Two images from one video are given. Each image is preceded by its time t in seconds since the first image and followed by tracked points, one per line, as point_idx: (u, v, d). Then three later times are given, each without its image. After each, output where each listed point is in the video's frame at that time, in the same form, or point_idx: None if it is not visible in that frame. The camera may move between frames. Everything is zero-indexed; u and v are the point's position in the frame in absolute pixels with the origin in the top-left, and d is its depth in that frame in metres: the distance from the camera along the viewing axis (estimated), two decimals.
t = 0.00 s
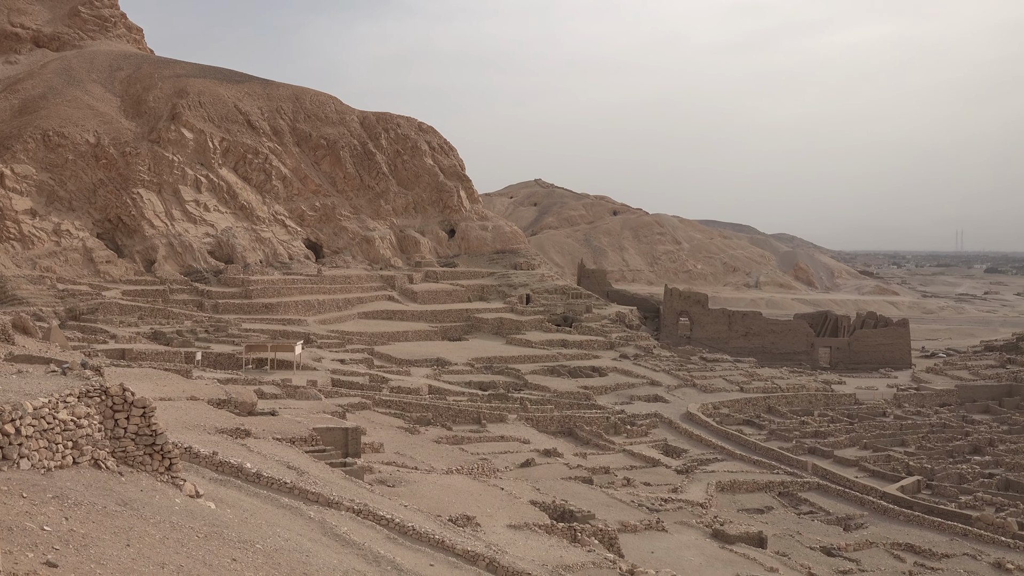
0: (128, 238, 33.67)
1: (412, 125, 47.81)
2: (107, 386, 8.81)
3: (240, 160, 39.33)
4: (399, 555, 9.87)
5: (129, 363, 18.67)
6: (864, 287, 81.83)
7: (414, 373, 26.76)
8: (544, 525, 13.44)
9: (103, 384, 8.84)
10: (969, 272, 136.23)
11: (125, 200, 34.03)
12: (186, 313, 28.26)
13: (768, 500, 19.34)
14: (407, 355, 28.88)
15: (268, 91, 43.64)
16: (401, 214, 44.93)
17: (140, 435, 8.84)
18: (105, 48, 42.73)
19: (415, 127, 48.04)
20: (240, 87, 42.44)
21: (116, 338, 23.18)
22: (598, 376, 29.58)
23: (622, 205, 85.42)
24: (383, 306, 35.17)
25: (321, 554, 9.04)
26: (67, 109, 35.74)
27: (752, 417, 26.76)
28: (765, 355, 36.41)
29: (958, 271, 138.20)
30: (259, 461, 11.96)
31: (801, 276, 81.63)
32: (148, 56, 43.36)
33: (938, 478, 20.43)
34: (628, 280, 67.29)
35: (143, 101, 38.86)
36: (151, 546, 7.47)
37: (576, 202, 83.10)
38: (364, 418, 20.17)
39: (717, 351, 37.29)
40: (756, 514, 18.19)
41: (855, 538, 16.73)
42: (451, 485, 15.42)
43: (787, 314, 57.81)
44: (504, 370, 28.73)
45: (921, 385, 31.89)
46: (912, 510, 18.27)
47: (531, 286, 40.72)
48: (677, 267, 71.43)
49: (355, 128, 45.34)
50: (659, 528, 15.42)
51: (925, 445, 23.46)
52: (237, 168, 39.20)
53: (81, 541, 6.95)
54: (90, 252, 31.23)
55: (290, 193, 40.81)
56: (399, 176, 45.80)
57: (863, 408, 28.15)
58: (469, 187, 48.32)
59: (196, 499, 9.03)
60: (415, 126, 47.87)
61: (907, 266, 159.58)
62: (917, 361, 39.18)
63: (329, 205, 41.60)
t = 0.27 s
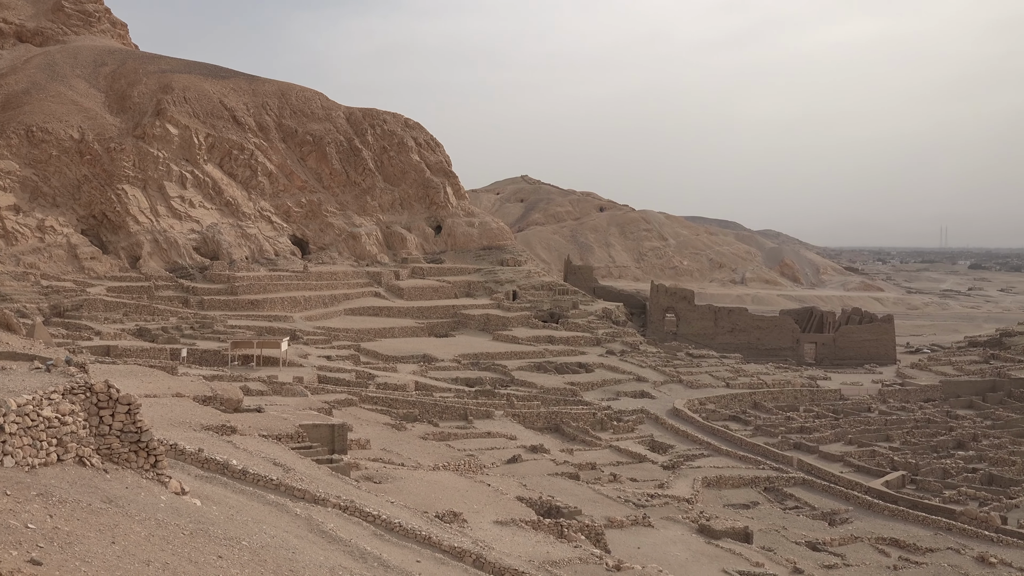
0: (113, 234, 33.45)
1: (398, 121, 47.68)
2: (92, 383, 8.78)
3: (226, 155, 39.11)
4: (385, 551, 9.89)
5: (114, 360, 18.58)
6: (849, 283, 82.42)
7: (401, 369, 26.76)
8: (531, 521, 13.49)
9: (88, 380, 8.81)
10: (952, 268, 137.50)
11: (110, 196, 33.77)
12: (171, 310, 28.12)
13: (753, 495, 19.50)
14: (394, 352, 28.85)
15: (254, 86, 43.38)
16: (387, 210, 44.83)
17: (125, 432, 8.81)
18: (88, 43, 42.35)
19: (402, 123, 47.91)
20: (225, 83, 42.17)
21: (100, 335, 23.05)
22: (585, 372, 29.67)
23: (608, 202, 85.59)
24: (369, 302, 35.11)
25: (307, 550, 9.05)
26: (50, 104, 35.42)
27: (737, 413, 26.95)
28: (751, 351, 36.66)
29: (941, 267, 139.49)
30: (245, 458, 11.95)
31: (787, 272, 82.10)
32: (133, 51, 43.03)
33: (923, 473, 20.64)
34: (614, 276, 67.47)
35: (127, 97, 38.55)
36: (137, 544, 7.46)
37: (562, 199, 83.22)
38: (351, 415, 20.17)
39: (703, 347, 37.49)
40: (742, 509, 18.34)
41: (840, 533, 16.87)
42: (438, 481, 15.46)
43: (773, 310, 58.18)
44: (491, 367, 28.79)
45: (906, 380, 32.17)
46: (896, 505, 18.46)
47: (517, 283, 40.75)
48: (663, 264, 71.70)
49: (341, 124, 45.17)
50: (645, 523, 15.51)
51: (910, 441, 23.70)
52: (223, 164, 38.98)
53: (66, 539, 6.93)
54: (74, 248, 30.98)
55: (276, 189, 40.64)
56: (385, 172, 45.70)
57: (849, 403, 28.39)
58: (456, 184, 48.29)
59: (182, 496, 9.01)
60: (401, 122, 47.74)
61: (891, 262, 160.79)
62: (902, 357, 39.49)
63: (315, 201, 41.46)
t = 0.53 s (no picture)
0: (97, 230, 33.20)
1: (384, 117, 47.54)
2: (76, 380, 8.74)
3: (210, 151, 38.87)
4: (372, 548, 9.90)
5: (98, 357, 18.48)
6: (835, 279, 82.98)
7: (387, 365, 26.74)
8: (517, 517, 13.54)
9: (72, 377, 8.77)
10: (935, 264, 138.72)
11: (94, 192, 33.49)
12: (156, 306, 27.96)
13: (738, 490, 19.64)
14: (380, 348, 28.81)
15: (239, 82, 43.12)
16: (373, 207, 44.72)
17: (109, 429, 8.78)
18: (72, 37, 41.97)
19: (388, 119, 47.75)
20: (210, 79, 41.90)
21: (84, 331, 22.89)
22: (571, 368, 29.75)
23: (594, 198, 85.72)
24: (355, 298, 35.04)
25: (294, 547, 9.05)
26: (33, 100, 35.08)
27: (723, 409, 27.12)
28: (736, 347, 36.89)
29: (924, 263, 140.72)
30: (230, 455, 11.91)
31: (772, 269, 82.56)
32: (117, 46, 42.68)
33: (907, 467, 20.84)
34: (600, 272, 67.64)
35: (112, 92, 38.24)
36: (122, 541, 7.44)
37: (549, 195, 83.28)
38: (337, 411, 20.14)
39: (689, 343, 37.68)
40: (728, 504, 18.47)
41: (825, 528, 17.02)
42: (424, 477, 15.49)
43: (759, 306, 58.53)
44: (477, 363, 28.83)
45: (889, 376, 32.46)
46: (880, 500, 18.63)
47: (504, 279, 40.77)
48: (649, 260, 71.94)
49: (327, 120, 44.99)
50: (631, 519, 15.60)
51: (894, 436, 23.94)
52: (208, 160, 38.73)
53: (50, 536, 6.91)
54: (58, 245, 30.72)
55: (261, 185, 40.45)
56: (371, 169, 45.56)
57: (834, 399, 28.64)
58: (442, 180, 48.22)
59: (167, 493, 8.99)
60: (387, 118, 47.60)
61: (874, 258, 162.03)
62: (887, 353, 39.87)
63: (301, 197, 41.30)
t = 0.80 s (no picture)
0: (81, 226, 32.94)
1: (370, 113, 47.37)
2: (61, 376, 8.71)
3: (195, 147, 38.63)
4: (358, 544, 9.92)
5: (82, 353, 18.36)
6: (820, 275, 83.50)
7: (373, 362, 26.70)
8: (503, 513, 13.59)
9: (56, 374, 8.74)
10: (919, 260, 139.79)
11: (77, 188, 33.21)
12: (141, 303, 27.78)
13: (724, 485, 19.79)
14: (366, 344, 28.77)
15: (224, 77, 42.86)
16: (359, 203, 44.58)
17: (94, 426, 8.76)
18: (55, 32, 41.58)
19: (374, 115, 47.59)
20: (195, 74, 41.61)
21: (68, 328, 22.72)
22: (557, 364, 29.83)
23: (580, 194, 85.84)
24: (341, 294, 34.94)
25: (280, 544, 9.06)
26: (16, 95, 34.73)
27: (709, 404, 27.27)
28: (722, 343, 37.08)
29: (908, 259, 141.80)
30: (216, 452, 11.88)
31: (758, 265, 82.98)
32: (101, 41, 42.32)
33: (891, 462, 21.06)
34: (586, 268, 67.76)
35: (95, 87, 37.92)
36: (107, 538, 7.44)
37: (535, 191, 83.32)
38: (323, 408, 20.11)
39: (675, 339, 37.84)
40: (713, 500, 18.61)
41: (809, 523, 17.17)
42: (410, 473, 15.50)
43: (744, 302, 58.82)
44: (463, 359, 28.84)
45: (875, 371, 32.75)
46: (865, 495, 18.84)
47: (490, 275, 40.79)
48: (635, 256, 72.15)
49: (312, 115, 44.80)
50: (617, 514, 15.68)
51: (879, 431, 24.16)
52: (192, 156, 38.48)
53: (35, 533, 6.89)
54: (42, 240, 30.47)
55: (247, 181, 40.25)
56: (357, 164, 45.41)
57: (819, 394, 28.86)
58: (428, 175, 48.13)
59: (152, 490, 8.98)
60: (373, 114, 47.44)
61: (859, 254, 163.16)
62: (872, 348, 40.21)
63: (286, 193, 41.12)
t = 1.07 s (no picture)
0: (64, 222, 32.68)
1: (355, 108, 47.21)
2: (44, 372, 8.67)
3: (179, 142, 38.37)
4: (344, 541, 9.94)
5: (66, 350, 18.26)
6: (805, 271, 84.04)
7: (358, 358, 26.69)
8: (489, 508, 13.65)
9: (39, 370, 8.70)
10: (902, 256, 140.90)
11: (60, 183, 32.93)
12: (125, 299, 27.61)
13: (709, 480, 19.93)
14: (352, 340, 28.73)
15: (208, 72, 42.60)
16: (344, 198, 44.45)
17: (77, 423, 8.73)
18: (37, 26, 41.19)
19: (359, 110, 47.42)
20: (179, 69, 41.33)
21: (51, 324, 22.56)
22: (543, 360, 29.90)
23: (566, 190, 85.94)
24: (326, 290, 34.86)
25: (265, 540, 9.07)
26: None
27: (694, 400, 27.45)
28: (708, 339, 37.30)
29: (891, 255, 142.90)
30: (200, 448, 11.86)
31: (743, 261, 83.39)
32: (84, 36, 41.95)
33: (875, 457, 21.28)
34: (572, 264, 67.89)
35: (79, 82, 37.60)
36: (91, 535, 7.42)
37: (521, 187, 83.37)
38: (308, 404, 20.10)
39: (661, 335, 38.00)
40: (698, 495, 18.75)
41: (794, 517, 17.33)
42: (395, 469, 15.52)
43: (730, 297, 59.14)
44: (449, 355, 28.87)
45: (859, 367, 33.04)
46: (849, 489, 19.03)
47: (476, 271, 40.79)
48: (621, 252, 72.37)
49: (297, 111, 44.60)
50: (603, 510, 15.78)
51: (862, 426, 24.41)
52: (177, 151, 38.23)
53: (18, 530, 6.87)
54: (25, 236, 30.20)
55: (231, 177, 40.04)
56: (343, 160, 45.26)
57: (804, 389, 29.11)
58: (413, 171, 48.04)
59: (136, 487, 8.96)
60: (358, 109, 47.28)
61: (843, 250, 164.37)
62: (856, 344, 40.52)
63: (271, 188, 40.94)
